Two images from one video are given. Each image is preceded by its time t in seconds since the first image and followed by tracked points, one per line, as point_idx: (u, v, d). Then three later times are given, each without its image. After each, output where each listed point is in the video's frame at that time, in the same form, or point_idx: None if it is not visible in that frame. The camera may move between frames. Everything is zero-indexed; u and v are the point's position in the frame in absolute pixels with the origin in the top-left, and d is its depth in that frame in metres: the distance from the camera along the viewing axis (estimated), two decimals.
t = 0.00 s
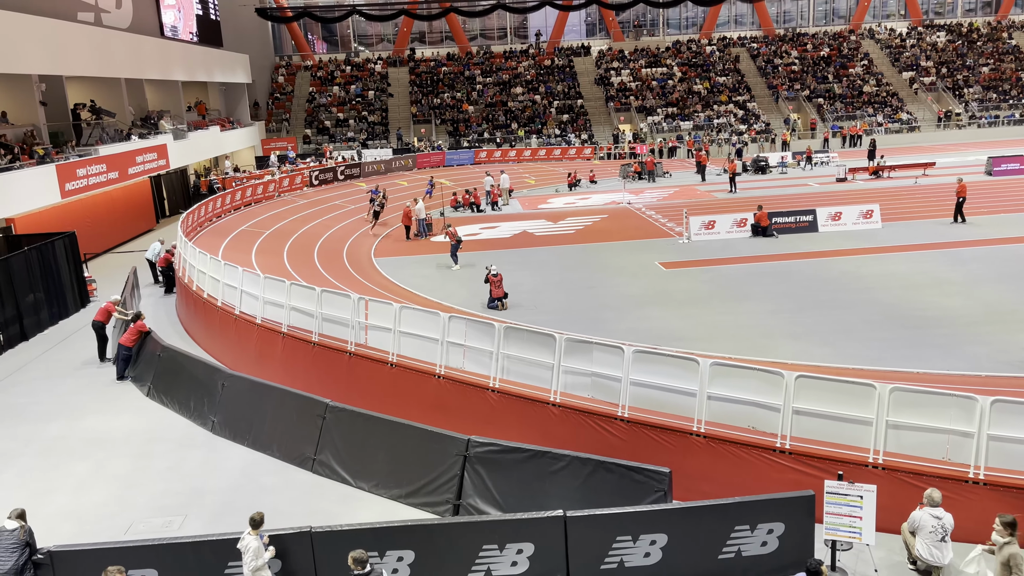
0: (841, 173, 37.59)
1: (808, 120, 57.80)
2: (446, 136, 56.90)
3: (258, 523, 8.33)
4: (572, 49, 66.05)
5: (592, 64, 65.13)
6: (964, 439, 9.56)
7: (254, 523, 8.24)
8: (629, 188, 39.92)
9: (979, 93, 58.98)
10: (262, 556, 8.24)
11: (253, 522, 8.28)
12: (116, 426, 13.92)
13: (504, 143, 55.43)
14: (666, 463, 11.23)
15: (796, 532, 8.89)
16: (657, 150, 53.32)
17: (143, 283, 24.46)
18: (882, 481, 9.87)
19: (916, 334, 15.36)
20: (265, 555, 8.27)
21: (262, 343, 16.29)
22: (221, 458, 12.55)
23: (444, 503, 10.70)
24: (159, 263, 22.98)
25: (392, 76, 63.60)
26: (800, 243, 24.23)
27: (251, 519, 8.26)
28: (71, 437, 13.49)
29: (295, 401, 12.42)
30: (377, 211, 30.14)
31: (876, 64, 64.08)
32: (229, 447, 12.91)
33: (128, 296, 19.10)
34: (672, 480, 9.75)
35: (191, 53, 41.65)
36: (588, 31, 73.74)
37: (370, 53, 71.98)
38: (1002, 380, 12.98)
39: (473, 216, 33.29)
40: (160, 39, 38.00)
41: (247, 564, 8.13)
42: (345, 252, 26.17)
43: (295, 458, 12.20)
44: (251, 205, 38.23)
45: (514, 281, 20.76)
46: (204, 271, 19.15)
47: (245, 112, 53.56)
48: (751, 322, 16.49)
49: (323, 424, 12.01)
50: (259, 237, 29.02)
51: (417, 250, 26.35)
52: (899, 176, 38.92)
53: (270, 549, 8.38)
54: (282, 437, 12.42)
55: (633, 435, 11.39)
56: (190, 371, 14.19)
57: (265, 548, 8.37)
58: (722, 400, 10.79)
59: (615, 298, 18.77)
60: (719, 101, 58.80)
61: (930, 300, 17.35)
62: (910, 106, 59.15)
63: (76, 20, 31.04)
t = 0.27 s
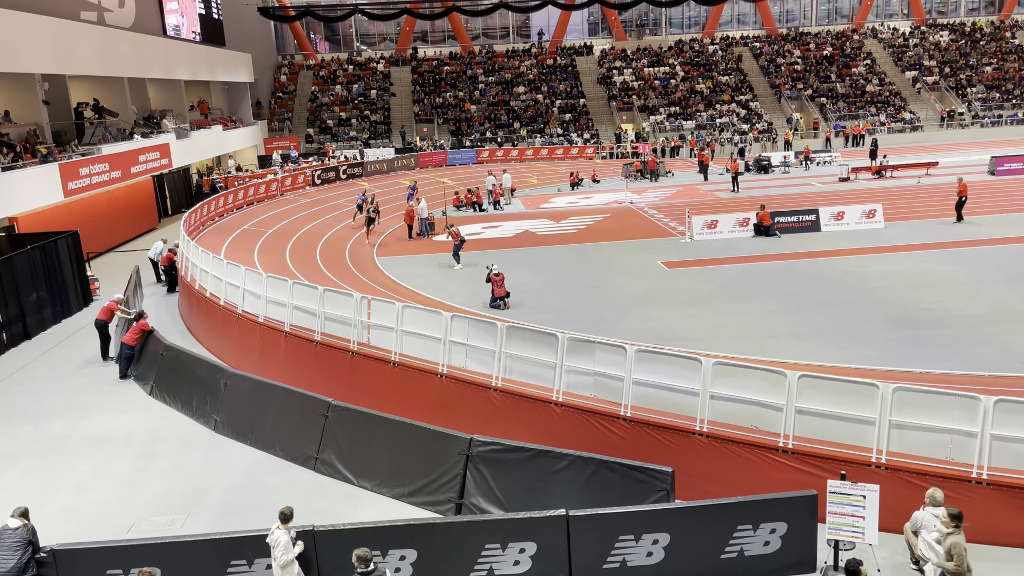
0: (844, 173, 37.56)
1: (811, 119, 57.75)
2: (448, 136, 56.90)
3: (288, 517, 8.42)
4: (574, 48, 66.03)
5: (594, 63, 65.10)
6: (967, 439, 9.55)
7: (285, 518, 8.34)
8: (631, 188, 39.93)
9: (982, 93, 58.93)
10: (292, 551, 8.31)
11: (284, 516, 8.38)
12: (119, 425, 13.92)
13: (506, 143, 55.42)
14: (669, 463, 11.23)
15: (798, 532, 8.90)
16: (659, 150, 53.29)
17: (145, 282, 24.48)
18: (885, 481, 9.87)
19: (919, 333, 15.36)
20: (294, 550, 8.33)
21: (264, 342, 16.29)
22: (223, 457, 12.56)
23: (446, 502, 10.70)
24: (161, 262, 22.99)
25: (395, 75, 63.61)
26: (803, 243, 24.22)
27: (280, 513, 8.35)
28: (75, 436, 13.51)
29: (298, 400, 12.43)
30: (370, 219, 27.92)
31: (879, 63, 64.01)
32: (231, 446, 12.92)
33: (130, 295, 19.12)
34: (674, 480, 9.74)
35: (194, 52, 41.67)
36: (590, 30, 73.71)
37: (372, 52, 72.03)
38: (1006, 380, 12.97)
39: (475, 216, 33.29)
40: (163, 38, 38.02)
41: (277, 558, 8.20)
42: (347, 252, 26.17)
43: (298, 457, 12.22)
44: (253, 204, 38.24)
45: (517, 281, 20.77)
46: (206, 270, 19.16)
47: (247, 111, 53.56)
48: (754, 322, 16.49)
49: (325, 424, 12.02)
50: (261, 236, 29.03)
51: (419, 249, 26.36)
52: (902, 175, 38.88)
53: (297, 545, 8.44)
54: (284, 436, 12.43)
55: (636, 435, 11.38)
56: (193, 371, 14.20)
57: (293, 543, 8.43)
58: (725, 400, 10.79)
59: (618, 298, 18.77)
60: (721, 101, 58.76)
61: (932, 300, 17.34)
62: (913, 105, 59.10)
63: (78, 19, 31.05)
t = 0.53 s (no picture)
0: (841, 173, 37.62)
1: (808, 118, 57.84)
2: (446, 134, 56.89)
3: (310, 514, 8.45)
4: (572, 47, 66.02)
5: (592, 62, 65.11)
6: (965, 439, 9.55)
7: (305, 515, 8.34)
8: (629, 186, 39.95)
9: (979, 93, 58.99)
10: (316, 547, 8.35)
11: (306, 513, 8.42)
12: (117, 422, 13.91)
13: (504, 141, 55.42)
14: (666, 462, 11.23)
15: (795, 530, 8.91)
16: (657, 148, 53.33)
17: (142, 279, 24.44)
18: (882, 480, 9.87)
19: (918, 333, 15.39)
20: (319, 546, 8.36)
21: (262, 339, 16.28)
22: (221, 454, 12.56)
23: (444, 500, 10.71)
24: (159, 259, 22.96)
25: (393, 73, 63.54)
26: (801, 242, 24.25)
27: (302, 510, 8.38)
28: (73, 434, 13.49)
29: (294, 398, 12.42)
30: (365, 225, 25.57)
31: (877, 63, 64.08)
32: (229, 443, 12.92)
33: (127, 292, 19.08)
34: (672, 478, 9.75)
35: (192, 49, 41.57)
36: (589, 29, 73.69)
37: (370, 50, 71.95)
38: (1004, 380, 13.00)
39: (473, 214, 33.29)
40: (161, 35, 37.93)
41: (302, 554, 8.27)
42: (344, 250, 26.13)
43: (295, 455, 12.21)
44: (251, 202, 38.21)
45: (515, 279, 20.77)
46: (204, 268, 19.13)
47: (245, 108, 53.50)
48: (753, 321, 16.52)
49: (323, 421, 12.01)
50: (259, 233, 29.00)
51: (417, 247, 26.34)
52: (899, 175, 38.94)
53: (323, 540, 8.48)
54: (282, 433, 12.43)
55: (634, 434, 11.39)
56: (190, 368, 14.18)
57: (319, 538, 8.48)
58: (722, 399, 10.80)
59: (616, 296, 18.78)
60: (719, 100, 58.81)
61: (930, 300, 17.37)
62: (911, 105, 59.21)
63: (76, 16, 30.96)
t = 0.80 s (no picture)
0: (834, 172, 37.73)
1: (801, 118, 58.03)
2: (440, 131, 56.84)
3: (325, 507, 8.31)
4: (566, 45, 66.01)
5: (586, 61, 65.12)
6: (956, 438, 9.61)
7: (321, 509, 8.22)
8: (623, 185, 39.98)
9: (971, 93, 59.27)
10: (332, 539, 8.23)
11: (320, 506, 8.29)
12: (109, 420, 13.86)
13: (498, 139, 55.39)
14: (659, 460, 11.26)
15: (787, 529, 8.94)
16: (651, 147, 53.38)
17: (134, 276, 24.33)
18: (874, 479, 9.91)
19: (910, 333, 15.46)
20: (335, 537, 8.26)
21: (255, 337, 16.23)
22: (213, 452, 12.52)
23: (436, 498, 10.71)
24: (150, 257, 22.86)
25: (387, 71, 63.40)
26: (794, 241, 24.32)
27: (317, 504, 8.24)
28: (64, 431, 13.43)
29: (288, 396, 12.39)
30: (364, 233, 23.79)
31: (870, 63, 64.29)
32: (221, 441, 12.88)
33: (119, 289, 19.00)
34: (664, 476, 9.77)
35: (185, 45, 41.38)
36: (583, 27, 73.68)
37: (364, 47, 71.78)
38: (996, 379, 13.08)
39: (467, 212, 33.24)
40: (154, 31, 37.73)
41: (317, 547, 8.18)
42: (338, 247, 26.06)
43: (287, 453, 12.18)
44: (244, 199, 38.09)
45: (509, 278, 20.76)
46: (196, 265, 19.07)
47: (238, 105, 53.32)
48: (746, 320, 16.56)
49: (316, 419, 11.99)
50: (251, 230, 28.90)
51: (411, 245, 26.29)
52: (891, 175, 39.08)
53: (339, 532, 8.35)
54: (274, 431, 12.40)
55: (626, 433, 11.42)
56: (183, 366, 14.13)
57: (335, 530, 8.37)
58: (714, 397, 10.84)
59: (610, 295, 18.80)
60: (713, 99, 58.90)
61: (922, 300, 17.45)
62: (903, 105, 59.45)
63: (68, 11, 30.77)
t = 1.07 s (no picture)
0: (819, 172, 37.99)
1: (787, 118, 58.40)
2: (426, 129, 56.77)
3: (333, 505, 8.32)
4: (554, 44, 66.07)
5: (573, 59, 65.22)
6: (937, 435, 9.69)
7: (328, 507, 8.24)
8: (610, 184, 40.04)
9: (954, 94, 59.78)
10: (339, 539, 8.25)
11: (329, 505, 8.30)
12: (92, 417, 13.75)
13: (484, 137, 55.39)
14: (644, 458, 11.30)
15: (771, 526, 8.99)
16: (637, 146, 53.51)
17: (118, 273, 24.13)
18: (857, 476, 10.00)
19: (894, 331, 15.59)
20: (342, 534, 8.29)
21: (240, 335, 16.15)
22: (197, 451, 12.44)
23: (422, 496, 10.70)
24: (134, 254, 22.68)
25: (373, 68, 63.19)
26: (779, 241, 24.46)
27: (324, 502, 8.26)
28: (47, 429, 13.30)
29: (273, 394, 12.34)
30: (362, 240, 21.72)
31: (854, 64, 64.72)
32: (205, 440, 12.81)
33: (103, 287, 18.84)
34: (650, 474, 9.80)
35: (169, 41, 41.06)
36: (570, 26, 73.75)
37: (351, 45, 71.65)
38: (978, 377, 13.21)
39: (453, 210, 33.22)
40: (138, 27, 37.43)
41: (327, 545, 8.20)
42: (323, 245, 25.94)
43: (272, 451, 12.14)
44: (229, 196, 37.88)
45: (496, 276, 20.76)
46: (181, 263, 18.94)
47: (224, 102, 53.00)
48: (731, 318, 16.64)
49: (301, 417, 11.94)
50: (237, 228, 28.74)
51: (397, 243, 26.22)
52: (875, 175, 39.38)
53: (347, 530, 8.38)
54: (259, 430, 12.35)
55: (612, 431, 11.45)
56: (167, 363, 14.04)
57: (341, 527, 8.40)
58: (700, 396, 10.89)
59: (596, 293, 18.83)
60: (699, 99, 59.13)
61: (905, 298, 17.61)
62: (887, 105, 59.92)
63: (51, 6, 30.47)
